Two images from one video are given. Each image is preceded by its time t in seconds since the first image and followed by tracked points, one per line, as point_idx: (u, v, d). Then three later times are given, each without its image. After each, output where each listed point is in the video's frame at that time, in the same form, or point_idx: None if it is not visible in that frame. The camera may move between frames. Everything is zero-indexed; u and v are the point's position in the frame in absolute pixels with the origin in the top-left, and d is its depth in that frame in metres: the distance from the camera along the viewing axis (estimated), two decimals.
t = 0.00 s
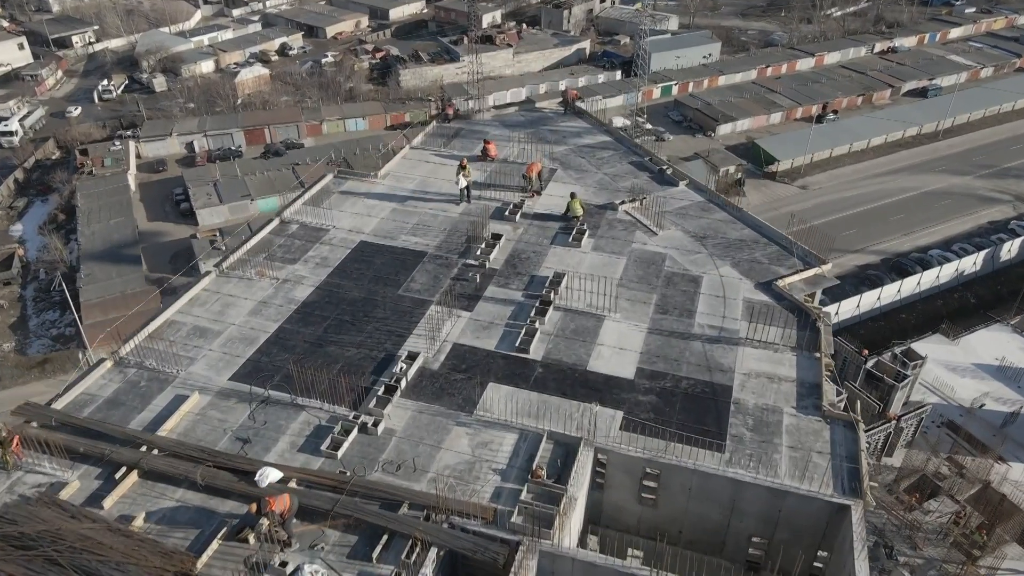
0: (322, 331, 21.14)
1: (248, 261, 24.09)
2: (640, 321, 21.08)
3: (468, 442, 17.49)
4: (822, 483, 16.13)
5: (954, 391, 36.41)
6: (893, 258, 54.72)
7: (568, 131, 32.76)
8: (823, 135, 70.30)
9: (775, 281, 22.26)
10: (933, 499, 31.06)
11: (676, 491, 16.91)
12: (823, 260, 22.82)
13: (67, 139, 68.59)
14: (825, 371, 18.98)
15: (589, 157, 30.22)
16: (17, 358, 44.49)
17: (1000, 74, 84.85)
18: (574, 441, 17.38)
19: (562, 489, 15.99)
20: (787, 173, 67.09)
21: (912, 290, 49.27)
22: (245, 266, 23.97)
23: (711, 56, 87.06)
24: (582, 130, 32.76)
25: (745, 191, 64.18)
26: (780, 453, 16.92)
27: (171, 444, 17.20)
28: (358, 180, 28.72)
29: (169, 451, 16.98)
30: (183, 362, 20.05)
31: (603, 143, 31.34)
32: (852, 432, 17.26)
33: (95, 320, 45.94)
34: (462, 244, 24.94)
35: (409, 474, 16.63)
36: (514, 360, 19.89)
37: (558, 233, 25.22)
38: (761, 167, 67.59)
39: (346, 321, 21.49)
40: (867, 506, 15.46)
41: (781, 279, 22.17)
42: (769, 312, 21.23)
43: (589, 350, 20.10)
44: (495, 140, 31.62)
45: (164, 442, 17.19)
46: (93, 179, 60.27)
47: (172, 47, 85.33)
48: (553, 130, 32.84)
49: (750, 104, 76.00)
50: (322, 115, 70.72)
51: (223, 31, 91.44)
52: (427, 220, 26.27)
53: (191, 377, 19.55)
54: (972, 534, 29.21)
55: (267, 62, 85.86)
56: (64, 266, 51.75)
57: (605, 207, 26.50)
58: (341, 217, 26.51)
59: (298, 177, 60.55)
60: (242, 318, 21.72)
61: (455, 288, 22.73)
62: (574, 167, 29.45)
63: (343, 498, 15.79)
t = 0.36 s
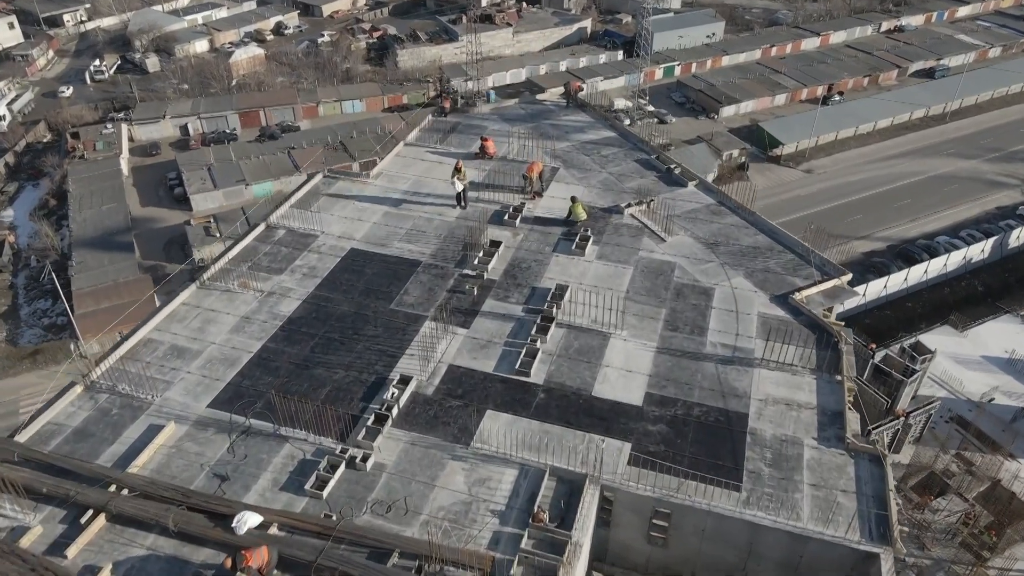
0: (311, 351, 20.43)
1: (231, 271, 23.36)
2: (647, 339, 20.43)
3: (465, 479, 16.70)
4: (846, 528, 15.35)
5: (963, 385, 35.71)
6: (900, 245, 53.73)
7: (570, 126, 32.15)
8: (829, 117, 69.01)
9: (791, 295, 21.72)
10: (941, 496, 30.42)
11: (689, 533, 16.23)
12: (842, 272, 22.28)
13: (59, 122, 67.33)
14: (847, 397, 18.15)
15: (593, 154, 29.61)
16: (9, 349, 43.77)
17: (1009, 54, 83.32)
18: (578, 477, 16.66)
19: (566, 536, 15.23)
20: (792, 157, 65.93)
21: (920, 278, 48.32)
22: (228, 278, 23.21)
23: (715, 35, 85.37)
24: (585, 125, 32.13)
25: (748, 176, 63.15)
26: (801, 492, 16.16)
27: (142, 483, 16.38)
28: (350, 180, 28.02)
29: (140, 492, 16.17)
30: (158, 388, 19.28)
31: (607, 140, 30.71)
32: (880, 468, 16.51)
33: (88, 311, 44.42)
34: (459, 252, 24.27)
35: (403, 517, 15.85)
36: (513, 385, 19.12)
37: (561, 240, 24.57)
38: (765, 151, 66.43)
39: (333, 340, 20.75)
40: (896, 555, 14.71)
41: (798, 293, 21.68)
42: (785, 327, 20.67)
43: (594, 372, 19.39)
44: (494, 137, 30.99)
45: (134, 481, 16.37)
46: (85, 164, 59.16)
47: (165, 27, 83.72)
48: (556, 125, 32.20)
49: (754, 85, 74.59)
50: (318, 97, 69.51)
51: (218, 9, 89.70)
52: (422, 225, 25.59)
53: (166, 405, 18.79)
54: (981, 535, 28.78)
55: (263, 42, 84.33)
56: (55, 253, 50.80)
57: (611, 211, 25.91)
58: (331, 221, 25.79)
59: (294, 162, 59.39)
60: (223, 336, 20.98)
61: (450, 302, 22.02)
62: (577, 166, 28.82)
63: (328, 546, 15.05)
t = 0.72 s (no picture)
0: (300, 372, 19.54)
1: (213, 285, 22.39)
2: (658, 362, 19.60)
3: (462, 525, 15.73)
4: None
5: (972, 379, 35.00)
6: (907, 231, 52.71)
7: (573, 122, 31.32)
8: (835, 99, 67.68)
9: (811, 313, 20.87)
10: (949, 495, 29.70)
11: None
12: (864, 286, 21.44)
13: (49, 104, 65.96)
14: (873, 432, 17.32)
15: (598, 153, 28.73)
16: None
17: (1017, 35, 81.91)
18: (583, 522, 15.70)
19: None
20: (797, 140, 64.73)
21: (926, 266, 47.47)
22: (211, 292, 22.19)
23: (719, 14, 83.62)
24: (589, 121, 31.21)
25: (752, 160, 62.04)
26: (827, 539, 15.28)
27: (109, 532, 15.29)
28: (342, 182, 27.06)
29: (107, 543, 15.10)
30: (131, 419, 18.23)
31: (612, 137, 29.80)
32: (911, 512, 15.66)
33: (79, 301, 43.32)
34: (454, 263, 23.34)
35: (394, 570, 14.84)
36: (515, 416, 18.22)
37: (564, 250, 23.71)
38: (769, 134, 65.22)
39: (321, 363, 19.79)
40: None
41: (817, 310, 20.86)
42: (804, 349, 19.85)
43: (601, 401, 18.51)
44: (492, 136, 30.12)
45: (100, 530, 15.30)
46: (76, 148, 57.95)
47: (158, 6, 82.05)
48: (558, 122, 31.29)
49: (759, 66, 73.13)
50: (315, 78, 68.24)
51: None
52: (417, 232, 24.68)
53: (139, 438, 17.74)
54: (991, 536, 28.04)
55: (257, 21, 82.73)
56: (46, 241, 49.81)
57: (617, 216, 25.08)
58: (320, 228, 24.84)
59: (289, 145, 58.21)
60: (202, 359, 19.97)
61: (446, 319, 21.12)
62: (581, 166, 27.96)
63: None
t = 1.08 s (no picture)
0: (283, 401, 18.75)
1: (191, 304, 21.51)
2: (670, 391, 18.72)
3: None
4: None
5: (982, 374, 34.23)
6: (914, 219, 51.71)
7: (576, 119, 30.23)
8: (842, 81, 66.34)
9: (832, 335, 19.99)
10: (957, 495, 29.00)
11: None
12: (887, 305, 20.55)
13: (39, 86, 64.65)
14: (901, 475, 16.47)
15: (601, 154, 27.79)
16: None
17: None
18: None
19: None
20: (802, 123, 63.48)
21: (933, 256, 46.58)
22: (189, 312, 21.28)
23: None
24: (593, 119, 30.12)
25: (757, 143, 60.72)
26: None
27: None
28: (333, 188, 26.13)
29: None
30: (99, 457, 17.34)
31: (617, 137, 28.80)
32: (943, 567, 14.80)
33: (71, 291, 42.37)
34: (449, 278, 22.41)
35: None
36: (515, 453, 17.35)
37: (567, 262, 22.86)
38: (774, 117, 63.89)
39: (306, 393, 18.95)
40: None
41: (839, 332, 19.99)
42: (826, 378, 18.96)
43: (607, 436, 17.65)
44: (490, 135, 29.12)
45: None
46: (66, 131, 56.76)
47: None
48: (560, 119, 30.20)
49: (764, 46, 71.61)
50: (311, 59, 66.90)
51: None
52: (410, 243, 23.77)
53: (108, 480, 16.85)
54: (1000, 538, 27.45)
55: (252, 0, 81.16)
56: (37, 229, 48.86)
57: (622, 225, 24.25)
58: (307, 238, 23.97)
59: (284, 129, 57.00)
60: (178, 389, 19.07)
61: (440, 342, 20.25)
62: (585, 169, 26.99)
63: None
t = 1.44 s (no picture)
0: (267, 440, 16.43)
1: (168, 324, 19.08)
2: (676, 424, 16.70)
3: None
4: None
5: (991, 369, 33.52)
6: (920, 205, 50.83)
7: (578, 116, 27.89)
8: (846, 62, 65.04)
9: (852, 361, 17.97)
10: (966, 495, 28.46)
11: None
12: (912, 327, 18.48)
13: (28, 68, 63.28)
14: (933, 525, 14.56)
15: (605, 156, 25.46)
16: None
17: None
18: None
19: None
20: (806, 106, 62.23)
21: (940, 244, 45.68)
22: (164, 334, 18.83)
23: None
24: (595, 117, 27.79)
25: (761, 127, 59.45)
26: None
27: None
28: (320, 194, 23.56)
29: None
30: (62, 503, 15.13)
31: (621, 137, 26.47)
32: None
33: (62, 281, 41.71)
34: (443, 301, 19.94)
35: None
36: (512, 497, 15.29)
37: (568, 278, 20.63)
38: (778, 100, 62.64)
39: (288, 429, 16.66)
40: None
41: (860, 358, 17.95)
42: (852, 413, 16.92)
43: (611, 477, 15.65)
44: (489, 136, 26.67)
45: None
46: (56, 116, 55.59)
47: None
48: (562, 117, 27.82)
49: (769, 26, 70.18)
50: (306, 40, 65.53)
51: None
52: (402, 256, 21.39)
53: (71, 529, 14.66)
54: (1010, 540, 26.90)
55: None
56: (27, 215, 47.83)
57: (627, 236, 21.99)
58: (291, 251, 21.49)
59: (279, 112, 55.89)
60: (151, 423, 16.75)
61: (433, 369, 18.02)
62: (587, 173, 24.72)
63: None
